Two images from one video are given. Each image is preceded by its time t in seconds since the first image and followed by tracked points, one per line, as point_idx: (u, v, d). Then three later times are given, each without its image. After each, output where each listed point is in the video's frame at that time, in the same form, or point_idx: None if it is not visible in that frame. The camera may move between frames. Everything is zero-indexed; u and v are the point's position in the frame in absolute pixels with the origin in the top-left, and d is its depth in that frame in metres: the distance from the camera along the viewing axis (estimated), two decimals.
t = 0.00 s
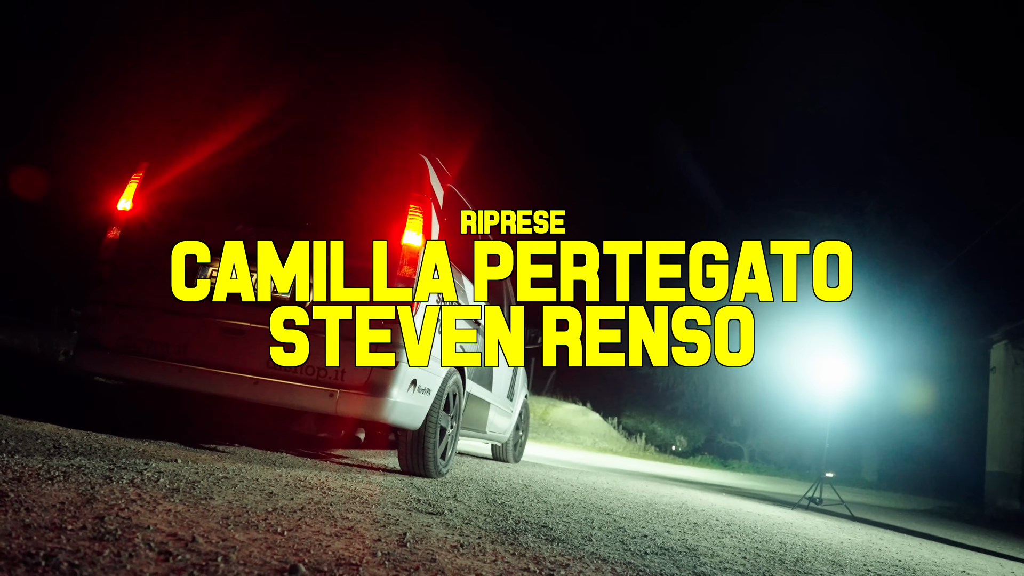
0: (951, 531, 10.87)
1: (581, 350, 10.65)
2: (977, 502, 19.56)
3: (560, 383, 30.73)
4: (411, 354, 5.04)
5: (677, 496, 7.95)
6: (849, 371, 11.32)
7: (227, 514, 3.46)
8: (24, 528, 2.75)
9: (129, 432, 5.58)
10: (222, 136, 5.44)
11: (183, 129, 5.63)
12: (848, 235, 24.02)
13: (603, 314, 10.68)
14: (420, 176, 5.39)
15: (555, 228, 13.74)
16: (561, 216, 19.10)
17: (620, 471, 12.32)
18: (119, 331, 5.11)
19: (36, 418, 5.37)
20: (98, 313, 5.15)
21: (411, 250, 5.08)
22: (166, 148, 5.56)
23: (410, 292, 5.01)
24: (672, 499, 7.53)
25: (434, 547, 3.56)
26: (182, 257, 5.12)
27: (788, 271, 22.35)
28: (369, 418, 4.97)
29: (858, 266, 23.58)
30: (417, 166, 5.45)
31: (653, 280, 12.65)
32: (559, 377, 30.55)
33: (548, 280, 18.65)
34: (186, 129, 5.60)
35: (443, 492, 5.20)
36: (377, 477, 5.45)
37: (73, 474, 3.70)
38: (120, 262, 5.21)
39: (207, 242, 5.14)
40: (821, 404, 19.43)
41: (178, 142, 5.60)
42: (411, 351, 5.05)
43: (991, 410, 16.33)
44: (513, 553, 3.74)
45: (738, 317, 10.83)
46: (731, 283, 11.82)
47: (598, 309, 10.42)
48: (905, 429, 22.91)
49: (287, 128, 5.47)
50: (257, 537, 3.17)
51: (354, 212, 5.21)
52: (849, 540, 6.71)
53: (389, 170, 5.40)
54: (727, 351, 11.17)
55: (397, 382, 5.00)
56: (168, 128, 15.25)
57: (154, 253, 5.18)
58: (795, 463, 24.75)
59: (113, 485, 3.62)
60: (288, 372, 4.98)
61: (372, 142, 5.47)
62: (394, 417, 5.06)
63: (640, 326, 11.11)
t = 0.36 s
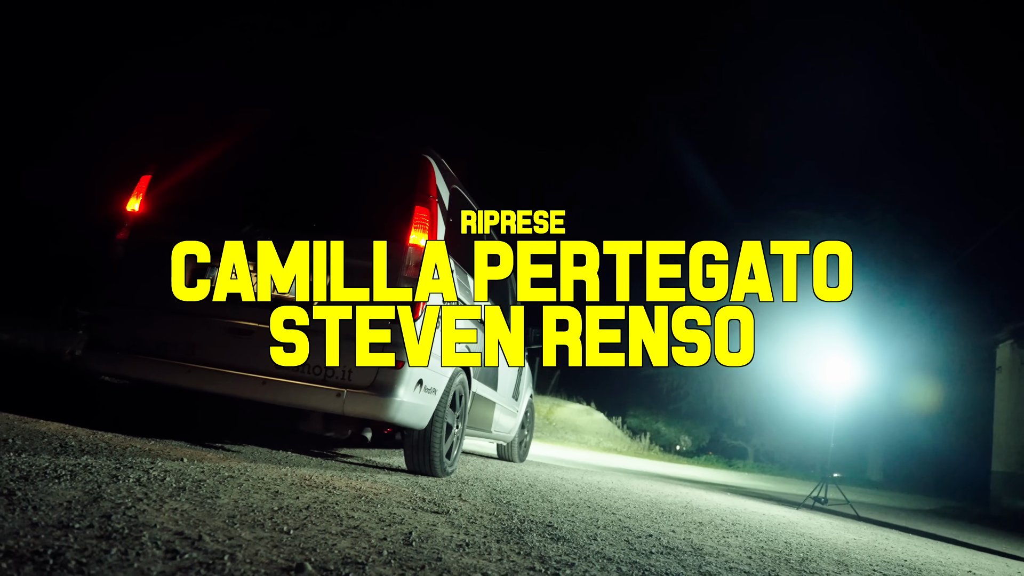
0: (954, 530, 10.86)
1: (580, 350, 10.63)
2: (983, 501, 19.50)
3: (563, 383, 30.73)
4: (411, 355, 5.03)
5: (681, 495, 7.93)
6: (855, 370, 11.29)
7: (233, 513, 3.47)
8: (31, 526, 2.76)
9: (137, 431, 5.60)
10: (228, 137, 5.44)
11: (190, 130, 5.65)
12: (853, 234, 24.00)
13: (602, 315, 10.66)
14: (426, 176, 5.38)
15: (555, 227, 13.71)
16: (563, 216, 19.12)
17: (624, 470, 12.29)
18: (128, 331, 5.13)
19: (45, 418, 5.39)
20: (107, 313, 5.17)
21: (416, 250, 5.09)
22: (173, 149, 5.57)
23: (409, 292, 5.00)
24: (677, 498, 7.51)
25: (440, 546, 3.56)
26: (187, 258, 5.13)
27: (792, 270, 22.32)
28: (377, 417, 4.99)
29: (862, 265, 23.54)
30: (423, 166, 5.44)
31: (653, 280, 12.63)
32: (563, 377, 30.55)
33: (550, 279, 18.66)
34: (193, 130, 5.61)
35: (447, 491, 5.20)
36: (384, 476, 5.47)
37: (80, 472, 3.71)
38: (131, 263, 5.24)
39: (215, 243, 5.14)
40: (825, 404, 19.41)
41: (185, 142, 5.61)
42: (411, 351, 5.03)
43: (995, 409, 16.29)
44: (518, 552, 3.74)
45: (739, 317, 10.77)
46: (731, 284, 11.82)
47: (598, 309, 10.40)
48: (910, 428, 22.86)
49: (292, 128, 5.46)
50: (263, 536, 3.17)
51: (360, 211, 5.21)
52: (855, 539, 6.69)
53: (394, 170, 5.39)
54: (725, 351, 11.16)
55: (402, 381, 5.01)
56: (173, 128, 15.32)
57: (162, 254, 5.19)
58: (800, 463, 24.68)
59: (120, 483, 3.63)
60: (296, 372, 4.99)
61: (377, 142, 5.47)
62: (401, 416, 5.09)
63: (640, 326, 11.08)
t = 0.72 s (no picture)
0: (957, 525, 10.87)
1: (580, 350, 10.62)
2: (986, 497, 19.51)
3: (566, 379, 30.77)
4: (412, 353, 4.99)
5: (684, 491, 7.93)
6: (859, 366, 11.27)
7: (238, 507, 3.48)
8: (36, 520, 2.77)
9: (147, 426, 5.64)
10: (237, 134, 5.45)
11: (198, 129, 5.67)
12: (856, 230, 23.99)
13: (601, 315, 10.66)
14: (432, 174, 5.37)
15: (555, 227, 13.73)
16: (564, 215, 19.11)
17: (628, 466, 12.30)
18: (137, 327, 5.16)
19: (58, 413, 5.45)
20: (119, 309, 5.21)
21: (422, 247, 5.09)
22: (181, 147, 5.59)
23: (410, 292, 4.99)
24: (680, 494, 7.51)
25: (444, 540, 3.56)
26: (193, 256, 5.14)
27: (796, 267, 22.30)
28: (383, 412, 4.99)
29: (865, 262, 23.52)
30: (429, 164, 5.44)
31: (652, 280, 12.62)
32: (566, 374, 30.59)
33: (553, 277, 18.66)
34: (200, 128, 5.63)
35: (451, 486, 5.20)
36: (388, 471, 5.48)
37: (85, 467, 3.72)
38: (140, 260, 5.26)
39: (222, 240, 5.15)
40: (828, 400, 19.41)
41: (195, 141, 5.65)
42: (411, 352, 4.99)
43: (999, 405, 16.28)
44: (521, 546, 3.74)
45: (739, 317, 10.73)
46: (731, 284, 11.82)
47: (597, 310, 10.39)
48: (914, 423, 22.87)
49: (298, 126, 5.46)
50: (267, 530, 3.19)
51: (366, 208, 5.22)
52: (858, 535, 6.69)
53: (398, 168, 5.39)
54: (725, 351, 11.14)
55: (408, 377, 5.00)
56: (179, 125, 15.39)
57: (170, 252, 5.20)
58: (804, 459, 24.66)
59: (124, 478, 3.64)
60: (303, 367, 4.99)
61: (382, 140, 5.47)
62: (407, 411, 5.09)
63: (640, 326, 11.08)
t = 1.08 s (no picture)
0: (958, 521, 10.87)
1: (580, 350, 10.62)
2: (987, 492, 19.51)
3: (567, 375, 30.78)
4: (412, 352, 5.00)
5: (684, 486, 7.94)
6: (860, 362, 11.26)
7: (239, 501, 3.48)
8: (38, 514, 2.77)
9: (152, 420, 5.65)
10: (243, 133, 5.43)
11: (202, 126, 5.65)
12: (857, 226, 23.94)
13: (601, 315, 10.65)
14: (435, 173, 5.37)
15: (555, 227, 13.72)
16: (564, 214, 19.08)
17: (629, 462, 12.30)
18: (143, 323, 5.16)
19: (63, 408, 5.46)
20: (126, 306, 5.21)
21: (425, 246, 5.09)
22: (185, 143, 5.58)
23: (410, 292, 4.99)
24: (681, 489, 7.52)
25: (445, 535, 3.57)
26: (193, 256, 5.15)
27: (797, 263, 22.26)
28: (388, 408, 5.02)
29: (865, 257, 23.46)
30: (432, 163, 5.43)
31: (652, 280, 12.60)
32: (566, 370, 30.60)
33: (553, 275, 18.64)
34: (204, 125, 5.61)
35: (452, 481, 5.21)
36: (391, 466, 5.50)
37: (86, 462, 3.72)
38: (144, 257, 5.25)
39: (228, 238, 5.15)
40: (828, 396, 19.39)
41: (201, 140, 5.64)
42: (411, 351, 4.99)
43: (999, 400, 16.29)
44: (522, 541, 3.75)
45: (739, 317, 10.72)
46: (730, 283, 11.81)
47: (596, 310, 10.38)
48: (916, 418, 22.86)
49: (302, 126, 5.44)
50: (269, 524, 3.19)
51: (369, 207, 5.21)
52: (858, 530, 6.70)
53: (401, 166, 5.39)
54: (725, 352, 11.13)
55: (412, 374, 5.02)
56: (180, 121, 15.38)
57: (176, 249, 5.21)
58: (804, 454, 24.68)
59: (126, 473, 3.64)
60: (308, 363, 5.01)
61: (385, 138, 5.46)
62: (411, 407, 5.11)
63: (640, 325, 11.07)
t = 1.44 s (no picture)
0: (958, 521, 10.87)
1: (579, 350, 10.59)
2: (987, 492, 19.51)
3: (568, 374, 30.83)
4: (412, 352, 5.00)
5: (685, 485, 7.93)
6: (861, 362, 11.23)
7: (239, 499, 3.49)
8: (38, 512, 2.77)
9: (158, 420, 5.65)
10: (252, 136, 5.43)
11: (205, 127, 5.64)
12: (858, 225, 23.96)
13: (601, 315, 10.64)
14: (439, 177, 5.35)
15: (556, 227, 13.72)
16: (563, 215, 19.07)
17: (630, 461, 12.29)
18: (153, 324, 5.15)
19: (67, 408, 5.45)
20: (134, 307, 5.21)
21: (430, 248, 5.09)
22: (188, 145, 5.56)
23: (410, 292, 4.98)
24: (681, 488, 7.51)
25: (445, 533, 3.57)
26: (199, 257, 5.15)
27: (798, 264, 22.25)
28: (392, 408, 5.03)
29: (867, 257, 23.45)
30: (436, 166, 5.42)
31: (653, 280, 12.59)
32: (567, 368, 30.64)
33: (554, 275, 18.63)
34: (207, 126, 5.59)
35: (452, 480, 5.20)
36: (393, 465, 5.51)
37: (87, 459, 3.72)
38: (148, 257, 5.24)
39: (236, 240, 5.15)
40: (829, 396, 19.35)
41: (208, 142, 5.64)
42: (411, 351, 5.00)
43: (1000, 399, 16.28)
44: (522, 540, 3.75)
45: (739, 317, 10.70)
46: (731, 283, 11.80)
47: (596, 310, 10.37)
48: (916, 418, 22.86)
49: (309, 129, 5.45)
50: (269, 522, 3.19)
51: (375, 208, 5.21)
52: (858, 529, 6.69)
53: (404, 168, 5.38)
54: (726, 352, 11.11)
55: (417, 374, 5.03)
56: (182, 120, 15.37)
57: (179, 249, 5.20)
58: (805, 454, 24.67)
59: (127, 471, 3.64)
60: (314, 364, 5.02)
61: (388, 141, 5.45)
62: (415, 406, 5.12)
63: (640, 326, 11.06)
